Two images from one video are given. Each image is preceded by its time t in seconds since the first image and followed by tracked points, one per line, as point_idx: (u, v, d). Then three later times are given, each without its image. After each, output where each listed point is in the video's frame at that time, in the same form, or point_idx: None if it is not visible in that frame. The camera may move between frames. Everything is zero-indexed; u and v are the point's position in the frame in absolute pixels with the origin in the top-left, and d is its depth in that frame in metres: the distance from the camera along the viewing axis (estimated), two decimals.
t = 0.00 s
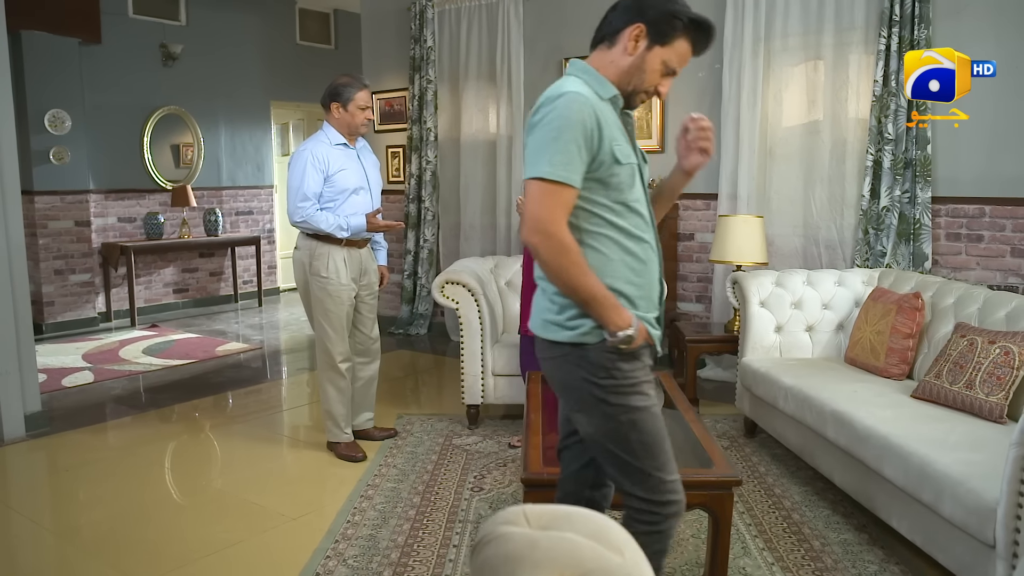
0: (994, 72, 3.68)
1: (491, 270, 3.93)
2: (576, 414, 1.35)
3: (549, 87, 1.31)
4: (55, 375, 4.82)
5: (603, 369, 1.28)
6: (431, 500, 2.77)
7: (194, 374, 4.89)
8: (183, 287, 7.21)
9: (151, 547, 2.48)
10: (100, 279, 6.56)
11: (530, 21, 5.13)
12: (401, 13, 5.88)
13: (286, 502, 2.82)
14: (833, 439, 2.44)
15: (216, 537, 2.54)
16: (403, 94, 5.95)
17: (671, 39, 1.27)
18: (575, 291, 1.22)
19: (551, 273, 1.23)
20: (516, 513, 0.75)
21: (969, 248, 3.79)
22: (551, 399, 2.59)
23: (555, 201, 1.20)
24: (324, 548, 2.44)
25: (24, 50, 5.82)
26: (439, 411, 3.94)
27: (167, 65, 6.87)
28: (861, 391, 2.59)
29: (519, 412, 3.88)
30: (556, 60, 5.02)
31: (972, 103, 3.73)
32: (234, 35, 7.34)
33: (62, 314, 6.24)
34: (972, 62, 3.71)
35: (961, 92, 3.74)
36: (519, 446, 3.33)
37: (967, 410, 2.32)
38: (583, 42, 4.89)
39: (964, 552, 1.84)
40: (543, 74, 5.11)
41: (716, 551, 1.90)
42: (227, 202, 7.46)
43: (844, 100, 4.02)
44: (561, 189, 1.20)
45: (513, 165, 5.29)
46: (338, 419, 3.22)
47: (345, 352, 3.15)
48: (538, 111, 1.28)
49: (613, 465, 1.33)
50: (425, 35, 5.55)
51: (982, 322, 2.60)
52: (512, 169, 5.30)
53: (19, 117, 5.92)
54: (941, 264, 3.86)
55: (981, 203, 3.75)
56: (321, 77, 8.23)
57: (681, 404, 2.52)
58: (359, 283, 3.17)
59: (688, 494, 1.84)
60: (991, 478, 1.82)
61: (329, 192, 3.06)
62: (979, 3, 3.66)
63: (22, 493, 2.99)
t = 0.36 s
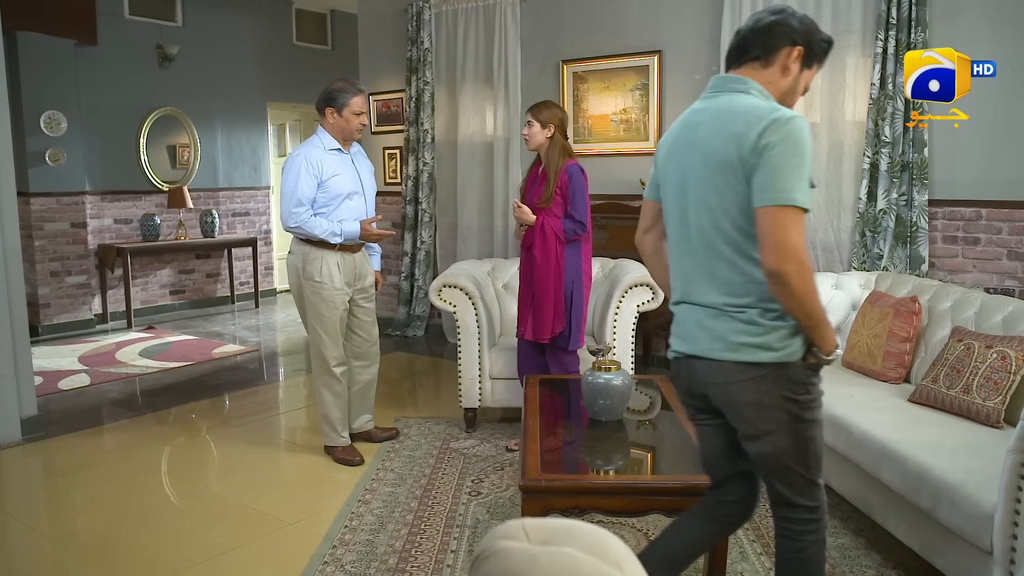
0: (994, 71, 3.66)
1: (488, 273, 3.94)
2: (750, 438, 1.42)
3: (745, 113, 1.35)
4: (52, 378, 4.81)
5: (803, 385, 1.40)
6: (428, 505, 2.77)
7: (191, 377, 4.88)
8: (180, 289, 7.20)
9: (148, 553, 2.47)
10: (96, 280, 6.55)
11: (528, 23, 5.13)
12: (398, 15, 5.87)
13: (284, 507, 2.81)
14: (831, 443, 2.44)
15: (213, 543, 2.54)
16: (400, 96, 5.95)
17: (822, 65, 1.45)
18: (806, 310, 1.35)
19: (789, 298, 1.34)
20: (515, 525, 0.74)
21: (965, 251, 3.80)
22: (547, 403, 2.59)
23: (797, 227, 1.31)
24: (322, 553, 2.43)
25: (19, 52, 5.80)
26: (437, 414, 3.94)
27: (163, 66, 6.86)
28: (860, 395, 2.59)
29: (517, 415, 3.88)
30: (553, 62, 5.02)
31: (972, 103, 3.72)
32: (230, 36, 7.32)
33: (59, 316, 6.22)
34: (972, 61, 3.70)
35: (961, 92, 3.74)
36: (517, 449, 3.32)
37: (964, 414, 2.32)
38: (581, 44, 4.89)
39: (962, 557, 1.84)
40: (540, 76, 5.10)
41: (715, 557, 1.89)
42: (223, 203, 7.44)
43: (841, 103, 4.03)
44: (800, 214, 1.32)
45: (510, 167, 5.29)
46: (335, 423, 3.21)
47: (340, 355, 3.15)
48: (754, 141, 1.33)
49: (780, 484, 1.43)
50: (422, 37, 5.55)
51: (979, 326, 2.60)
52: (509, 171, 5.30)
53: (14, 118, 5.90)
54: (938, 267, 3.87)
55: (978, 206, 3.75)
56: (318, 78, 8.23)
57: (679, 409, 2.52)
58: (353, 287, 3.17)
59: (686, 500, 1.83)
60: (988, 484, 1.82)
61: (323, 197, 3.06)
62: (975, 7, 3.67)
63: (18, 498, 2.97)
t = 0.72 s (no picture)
0: (994, 71, 3.66)
1: (485, 276, 3.94)
2: (825, 416, 1.58)
3: (872, 116, 1.52)
4: (47, 381, 4.79)
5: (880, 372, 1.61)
6: (425, 510, 2.77)
7: (188, 380, 4.87)
8: (176, 290, 7.18)
9: (144, 558, 2.46)
10: (92, 282, 6.53)
11: (524, 25, 5.13)
12: (394, 16, 5.87)
13: (280, 512, 2.80)
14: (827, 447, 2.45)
15: (209, 549, 2.53)
16: (397, 98, 5.95)
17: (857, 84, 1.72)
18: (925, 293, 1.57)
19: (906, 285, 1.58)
20: (515, 538, 0.75)
21: (962, 254, 3.80)
22: (543, 407, 2.59)
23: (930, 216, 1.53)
24: (318, 559, 2.42)
25: (14, 53, 5.78)
26: (434, 417, 3.93)
27: (159, 67, 6.84)
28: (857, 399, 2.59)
29: (513, 418, 3.88)
30: (550, 64, 5.02)
31: (972, 103, 3.72)
32: (227, 37, 7.31)
33: (54, 318, 6.20)
34: (972, 61, 3.70)
35: (961, 92, 3.73)
36: (514, 453, 3.32)
37: (960, 419, 2.32)
38: (577, 45, 4.88)
39: (958, 563, 1.84)
40: (537, 78, 5.10)
41: (711, 564, 1.89)
42: (219, 205, 7.42)
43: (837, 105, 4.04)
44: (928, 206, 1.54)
45: (506, 169, 5.28)
46: (331, 427, 3.20)
47: (336, 359, 3.14)
48: (888, 143, 1.50)
49: (829, 469, 1.59)
50: (419, 39, 5.54)
51: (976, 331, 2.61)
52: (505, 173, 5.30)
53: (9, 120, 5.88)
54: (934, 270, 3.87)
55: (974, 208, 3.76)
56: (315, 80, 8.21)
57: (676, 413, 2.52)
58: (350, 290, 3.16)
59: (682, 508, 1.83)
60: (984, 491, 1.82)
61: (319, 200, 3.05)
62: (971, 10, 3.68)
63: (13, 503, 2.96)
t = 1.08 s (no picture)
0: (994, 72, 3.66)
1: (482, 278, 3.94)
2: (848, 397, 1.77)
3: (880, 134, 1.80)
4: (42, 383, 4.77)
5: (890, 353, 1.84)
6: (422, 514, 2.76)
7: (183, 382, 4.85)
8: (171, 292, 7.16)
9: (139, 565, 2.45)
10: (86, 284, 6.50)
11: (520, 26, 5.12)
12: (390, 17, 5.86)
13: (277, 517, 2.80)
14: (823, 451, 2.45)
15: (204, 554, 2.52)
16: (393, 99, 5.94)
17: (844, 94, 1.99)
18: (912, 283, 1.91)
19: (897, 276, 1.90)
20: (514, 554, 0.91)
21: (957, 256, 3.81)
22: (539, 411, 2.59)
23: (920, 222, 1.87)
24: (315, 565, 2.42)
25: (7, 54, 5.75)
26: (430, 420, 3.93)
27: (153, 67, 6.82)
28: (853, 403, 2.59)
29: (510, 421, 3.88)
30: (546, 66, 5.02)
31: (972, 103, 3.72)
32: (222, 38, 7.28)
33: (49, 320, 6.17)
34: (972, 61, 3.70)
35: (961, 92, 3.73)
36: (511, 456, 3.32)
37: (956, 423, 2.33)
38: (573, 47, 4.88)
39: (954, 569, 1.85)
40: (533, 80, 5.10)
41: (708, 571, 1.88)
42: (214, 205, 7.41)
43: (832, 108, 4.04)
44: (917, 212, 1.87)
45: (502, 171, 5.28)
46: (327, 430, 3.20)
47: (332, 362, 3.13)
48: (894, 157, 1.79)
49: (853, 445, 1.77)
50: (414, 40, 5.54)
51: (971, 334, 2.61)
52: (501, 174, 5.29)
53: (3, 121, 5.85)
54: (929, 272, 3.88)
55: (969, 211, 3.77)
56: (310, 80, 8.19)
57: (672, 416, 2.52)
58: (347, 294, 3.14)
59: (679, 514, 1.83)
60: (980, 497, 1.83)
61: (315, 204, 3.03)
62: (967, 13, 3.68)
63: (8, 508, 2.94)
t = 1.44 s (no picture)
0: (994, 72, 3.65)
1: (478, 280, 3.94)
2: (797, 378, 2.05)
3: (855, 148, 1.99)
4: (37, 385, 4.75)
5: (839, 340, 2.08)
6: (419, 518, 2.76)
7: (180, 384, 4.84)
8: (167, 292, 7.15)
9: (134, 570, 2.44)
10: (82, 284, 6.48)
11: (517, 27, 5.12)
12: (386, 18, 5.84)
13: (273, 521, 2.79)
14: (820, 454, 2.46)
15: (202, 559, 2.51)
16: (389, 99, 5.93)
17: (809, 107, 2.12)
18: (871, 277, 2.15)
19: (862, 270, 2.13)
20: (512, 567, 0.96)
21: (953, 258, 3.82)
22: (536, 413, 2.58)
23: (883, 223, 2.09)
24: (312, 569, 2.41)
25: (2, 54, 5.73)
26: (428, 422, 3.93)
27: (149, 67, 6.80)
28: (850, 406, 2.59)
29: (507, 423, 3.88)
30: (542, 66, 5.01)
31: (971, 103, 3.72)
32: (218, 38, 7.26)
33: (44, 321, 6.15)
34: (972, 61, 3.69)
35: (961, 92, 3.73)
36: (508, 459, 3.32)
37: (953, 427, 2.33)
38: (570, 47, 4.87)
39: (951, 573, 1.85)
40: (530, 80, 5.09)
41: None
42: (210, 206, 7.39)
43: (829, 110, 4.04)
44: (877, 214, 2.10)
45: (499, 172, 5.28)
46: (323, 433, 3.19)
47: (329, 365, 3.13)
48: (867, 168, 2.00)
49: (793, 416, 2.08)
50: (411, 41, 5.53)
51: (967, 337, 2.62)
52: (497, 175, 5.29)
53: None
54: (926, 274, 3.89)
55: (965, 213, 3.78)
56: (307, 80, 8.17)
57: (669, 417, 2.52)
58: (345, 296, 3.14)
59: (676, 519, 1.83)
60: (977, 502, 1.83)
61: (312, 207, 3.02)
62: (963, 15, 3.68)
63: (4, 512, 2.93)
